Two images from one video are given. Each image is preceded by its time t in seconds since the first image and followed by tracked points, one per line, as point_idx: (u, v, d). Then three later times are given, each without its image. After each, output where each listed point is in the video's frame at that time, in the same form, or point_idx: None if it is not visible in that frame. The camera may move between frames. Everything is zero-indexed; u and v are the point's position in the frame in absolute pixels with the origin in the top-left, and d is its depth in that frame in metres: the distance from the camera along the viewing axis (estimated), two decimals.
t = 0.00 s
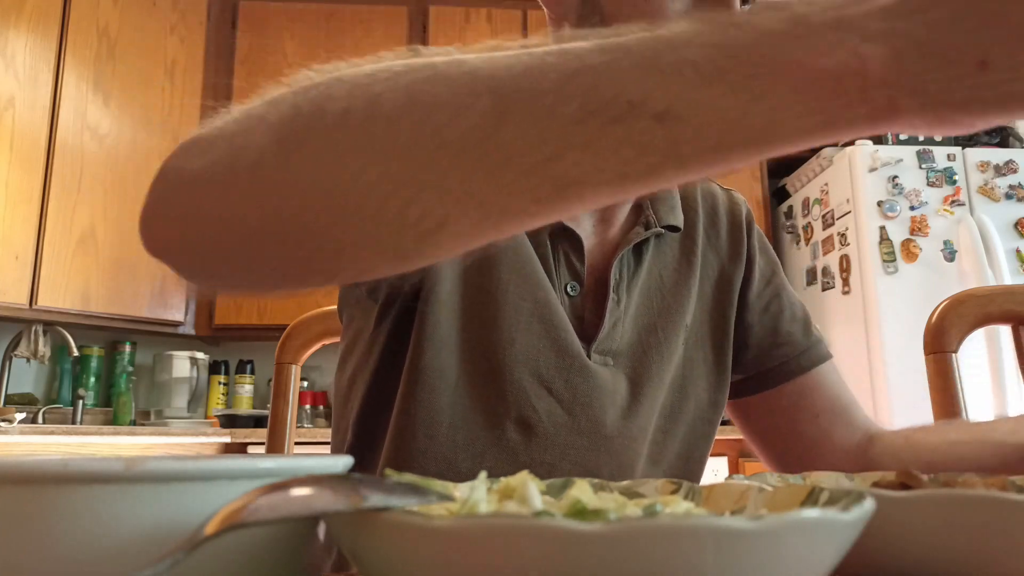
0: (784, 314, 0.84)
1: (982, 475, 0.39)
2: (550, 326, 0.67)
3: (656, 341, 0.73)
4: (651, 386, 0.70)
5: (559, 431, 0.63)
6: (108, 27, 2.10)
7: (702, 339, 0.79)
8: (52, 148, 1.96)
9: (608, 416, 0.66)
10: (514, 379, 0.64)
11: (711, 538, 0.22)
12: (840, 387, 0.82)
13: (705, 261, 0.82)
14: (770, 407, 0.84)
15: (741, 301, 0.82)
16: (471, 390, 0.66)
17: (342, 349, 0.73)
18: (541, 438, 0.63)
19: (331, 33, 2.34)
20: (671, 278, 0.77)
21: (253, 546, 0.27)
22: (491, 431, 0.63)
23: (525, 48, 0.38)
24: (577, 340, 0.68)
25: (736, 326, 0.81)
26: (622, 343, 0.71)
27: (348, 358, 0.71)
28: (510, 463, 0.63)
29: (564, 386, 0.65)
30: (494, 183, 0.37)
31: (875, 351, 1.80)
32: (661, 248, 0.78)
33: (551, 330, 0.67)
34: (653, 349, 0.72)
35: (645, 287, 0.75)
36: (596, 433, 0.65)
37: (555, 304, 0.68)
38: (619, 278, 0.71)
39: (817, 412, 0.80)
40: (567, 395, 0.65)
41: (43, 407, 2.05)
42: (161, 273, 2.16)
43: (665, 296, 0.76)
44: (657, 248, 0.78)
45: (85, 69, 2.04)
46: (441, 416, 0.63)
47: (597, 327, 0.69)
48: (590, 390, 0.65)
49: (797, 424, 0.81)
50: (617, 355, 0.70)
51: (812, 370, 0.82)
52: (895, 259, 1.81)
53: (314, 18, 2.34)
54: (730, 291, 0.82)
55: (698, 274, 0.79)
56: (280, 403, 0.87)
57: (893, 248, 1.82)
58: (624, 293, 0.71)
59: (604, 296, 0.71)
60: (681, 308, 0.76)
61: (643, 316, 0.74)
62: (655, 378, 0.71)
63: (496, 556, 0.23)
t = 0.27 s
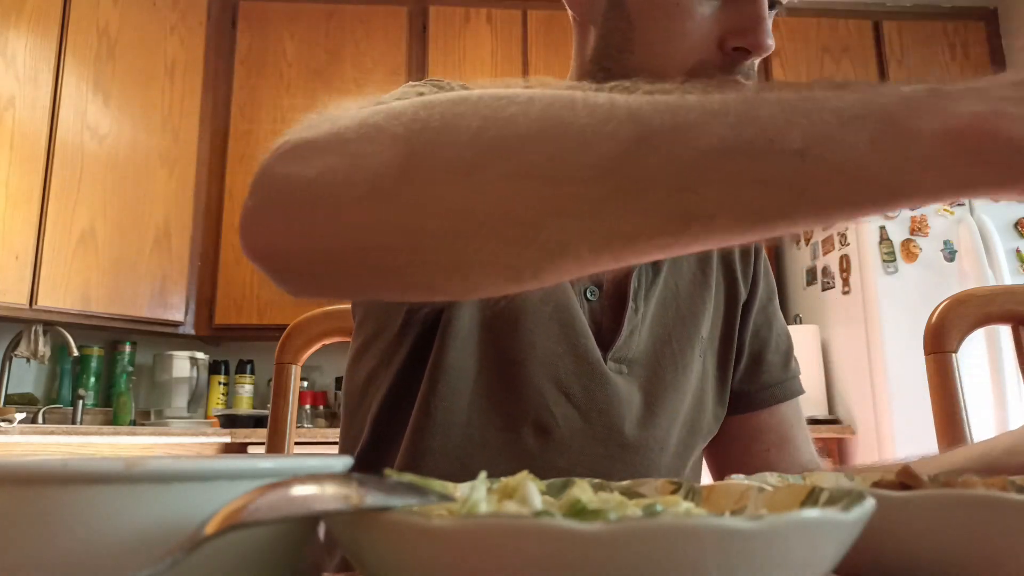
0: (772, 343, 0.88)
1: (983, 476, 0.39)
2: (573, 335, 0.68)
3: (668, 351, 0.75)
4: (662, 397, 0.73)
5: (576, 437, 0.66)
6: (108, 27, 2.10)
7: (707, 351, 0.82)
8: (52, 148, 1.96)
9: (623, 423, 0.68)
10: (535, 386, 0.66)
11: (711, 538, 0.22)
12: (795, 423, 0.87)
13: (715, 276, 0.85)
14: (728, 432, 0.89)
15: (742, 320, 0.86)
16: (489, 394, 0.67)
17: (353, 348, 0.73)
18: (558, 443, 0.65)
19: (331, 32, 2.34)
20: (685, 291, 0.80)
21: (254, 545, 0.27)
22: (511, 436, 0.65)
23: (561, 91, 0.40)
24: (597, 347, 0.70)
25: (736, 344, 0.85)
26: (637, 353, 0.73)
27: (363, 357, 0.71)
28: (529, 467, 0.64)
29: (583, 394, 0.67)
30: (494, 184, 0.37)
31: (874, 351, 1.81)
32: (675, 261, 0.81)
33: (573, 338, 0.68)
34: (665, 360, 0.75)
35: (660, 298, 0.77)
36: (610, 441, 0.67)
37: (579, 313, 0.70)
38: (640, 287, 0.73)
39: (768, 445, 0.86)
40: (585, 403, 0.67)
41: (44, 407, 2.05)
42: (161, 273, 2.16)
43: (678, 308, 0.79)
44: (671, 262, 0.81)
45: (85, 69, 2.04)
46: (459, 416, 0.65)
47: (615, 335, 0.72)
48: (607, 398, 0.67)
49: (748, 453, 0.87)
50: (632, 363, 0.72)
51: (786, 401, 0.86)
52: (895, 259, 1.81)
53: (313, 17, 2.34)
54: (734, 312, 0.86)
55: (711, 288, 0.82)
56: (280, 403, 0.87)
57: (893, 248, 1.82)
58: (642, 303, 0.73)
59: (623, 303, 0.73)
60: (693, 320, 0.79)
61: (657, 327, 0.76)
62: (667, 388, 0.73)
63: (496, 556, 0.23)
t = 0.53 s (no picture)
0: (774, 355, 0.88)
1: (982, 476, 0.39)
2: (588, 339, 0.68)
3: (678, 355, 0.75)
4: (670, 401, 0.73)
5: (586, 440, 0.66)
6: (109, 27, 2.10)
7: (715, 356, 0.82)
8: (52, 148, 1.96)
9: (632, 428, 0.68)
10: (547, 389, 0.66)
11: (711, 538, 0.22)
12: (786, 438, 0.87)
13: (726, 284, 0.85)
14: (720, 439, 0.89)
15: (749, 330, 0.87)
16: (501, 395, 0.67)
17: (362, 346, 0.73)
18: (568, 445, 0.65)
19: (331, 32, 2.34)
20: (696, 298, 0.81)
21: (254, 545, 0.27)
22: (521, 438, 0.65)
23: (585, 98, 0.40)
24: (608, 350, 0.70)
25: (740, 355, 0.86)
26: (648, 357, 0.73)
27: (374, 355, 0.71)
28: (538, 469, 0.65)
29: (594, 397, 0.67)
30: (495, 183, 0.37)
31: (874, 351, 1.81)
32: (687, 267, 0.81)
33: (587, 342, 0.68)
34: (674, 365, 0.75)
35: (671, 304, 0.78)
36: (619, 443, 0.67)
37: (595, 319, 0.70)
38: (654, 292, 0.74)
39: (757, 458, 0.86)
40: (596, 406, 0.67)
41: (44, 407, 2.05)
42: (161, 272, 2.16)
43: (689, 314, 0.79)
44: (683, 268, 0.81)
45: (86, 69, 2.04)
46: (471, 417, 0.65)
47: (627, 340, 0.72)
48: (618, 402, 0.68)
49: (735, 463, 0.87)
50: (643, 368, 0.72)
51: (783, 414, 0.87)
52: (895, 259, 1.81)
53: (313, 17, 2.34)
54: (741, 322, 0.86)
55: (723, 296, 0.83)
56: (280, 400, 0.87)
57: (893, 248, 1.82)
58: (655, 308, 0.73)
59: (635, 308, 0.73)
60: (704, 327, 0.79)
61: (669, 331, 0.76)
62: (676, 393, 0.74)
63: (495, 556, 0.23)
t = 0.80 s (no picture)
0: (775, 359, 0.88)
1: (983, 476, 0.39)
2: (593, 339, 0.69)
3: (681, 356, 0.76)
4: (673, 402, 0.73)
5: (588, 440, 0.66)
6: (109, 27, 2.10)
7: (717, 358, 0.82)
8: (52, 148, 1.96)
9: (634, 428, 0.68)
10: (551, 389, 0.66)
11: (711, 538, 0.22)
12: (786, 442, 0.87)
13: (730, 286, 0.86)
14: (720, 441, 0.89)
15: (752, 333, 0.87)
16: (505, 393, 0.67)
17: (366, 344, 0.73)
18: (571, 444, 0.66)
19: (331, 32, 2.33)
20: (700, 300, 0.81)
21: (253, 546, 0.27)
22: (524, 437, 0.65)
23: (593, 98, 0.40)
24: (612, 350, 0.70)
25: (742, 358, 0.86)
26: (651, 358, 0.73)
27: (379, 352, 0.71)
28: (540, 467, 0.65)
29: (597, 397, 0.67)
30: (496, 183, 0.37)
31: (874, 351, 1.81)
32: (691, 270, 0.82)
33: (591, 342, 0.68)
34: (678, 366, 0.75)
35: (675, 306, 0.78)
36: (622, 442, 0.68)
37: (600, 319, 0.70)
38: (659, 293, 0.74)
39: (757, 461, 0.86)
40: (599, 405, 0.67)
41: (44, 407, 2.05)
42: (161, 272, 2.16)
43: (693, 316, 0.79)
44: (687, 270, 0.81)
45: (85, 69, 2.04)
46: (474, 415, 0.65)
47: (631, 340, 0.72)
48: (621, 402, 0.68)
49: (735, 466, 0.87)
50: (646, 368, 0.73)
51: (784, 418, 0.87)
52: (895, 259, 1.81)
53: (313, 17, 2.34)
54: (744, 325, 0.86)
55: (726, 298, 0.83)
56: (281, 400, 0.87)
57: (893, 248, 1.81)
58: (659, 309, 0.73)
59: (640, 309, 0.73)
60: (707, 328, 0.79)
61: (673, 332, 0.77)
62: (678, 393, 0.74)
63: (495, 557, 0.23)
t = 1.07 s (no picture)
0: (775, 360, 0.88)
1: (982, 476, 0.39)
2: (595, 338, 0.68)
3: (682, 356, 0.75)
4: (673, 402, 0.73)
5: (588, 438, 0.66)
6: (109, 27, 2.10)
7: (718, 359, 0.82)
8: (52, 148, 1.96)
9: (634, 428, 0.68)
10: (552, 387, 0.66)
11: (711, 537, 0.22)
12: (788, 447, 0.86)
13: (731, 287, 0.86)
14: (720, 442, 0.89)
15: (752, 334, 0.87)
16: (506, 391, 0.67)
17: (367, 344, 0.73)
18: (572, 442, 0.66)
19: (331, 32, 2.33)
20: (700, 300, 0.81)
21: (254, 546, 0.27)
22: (525, 435, 0.65)
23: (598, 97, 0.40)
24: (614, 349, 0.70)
25: (741, 359, 0.86)
26: (652, 357, 0.73)
27: (380, 351, 0.71)
28: (541, 465, 0.65)
29: (598, 395, 0.67)
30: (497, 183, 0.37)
31: (874, 352, 1.81)
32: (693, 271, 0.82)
33: (593, 341, 0.68)
34: (679, 365, 0.75)
35: (676, 306, 0.78)
36: (622, 441, 0.67)
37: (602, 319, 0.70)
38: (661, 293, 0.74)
39: (757, 464, 0.86)
40: (600, 404, 0.67)
41: (44, 407, 2.05)
42: (161, 272, 2.16)
43: (694, 316, 0.79)
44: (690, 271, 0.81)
45: (85, 69, 2.04)
46: (475, 414, 0.65)
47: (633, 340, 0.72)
48: (622, 401, 0.68)
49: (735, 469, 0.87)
50: (647, 368, 0.73)
51: (784, 420, 0.87)
52: (895, 259, 1.80)
53: (313, 17, 2.34)
54: (744, 326, 0.86)
55: (727, 299, 0.83)
56: (282, 399, 0.87)
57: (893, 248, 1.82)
58: (662, 308, 0.73)
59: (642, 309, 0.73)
60: (707, 328, 0.79)
61: (674, 332, 0.77)
62: (679, 393, 0.74)
63: (494, 557, 0.23)
